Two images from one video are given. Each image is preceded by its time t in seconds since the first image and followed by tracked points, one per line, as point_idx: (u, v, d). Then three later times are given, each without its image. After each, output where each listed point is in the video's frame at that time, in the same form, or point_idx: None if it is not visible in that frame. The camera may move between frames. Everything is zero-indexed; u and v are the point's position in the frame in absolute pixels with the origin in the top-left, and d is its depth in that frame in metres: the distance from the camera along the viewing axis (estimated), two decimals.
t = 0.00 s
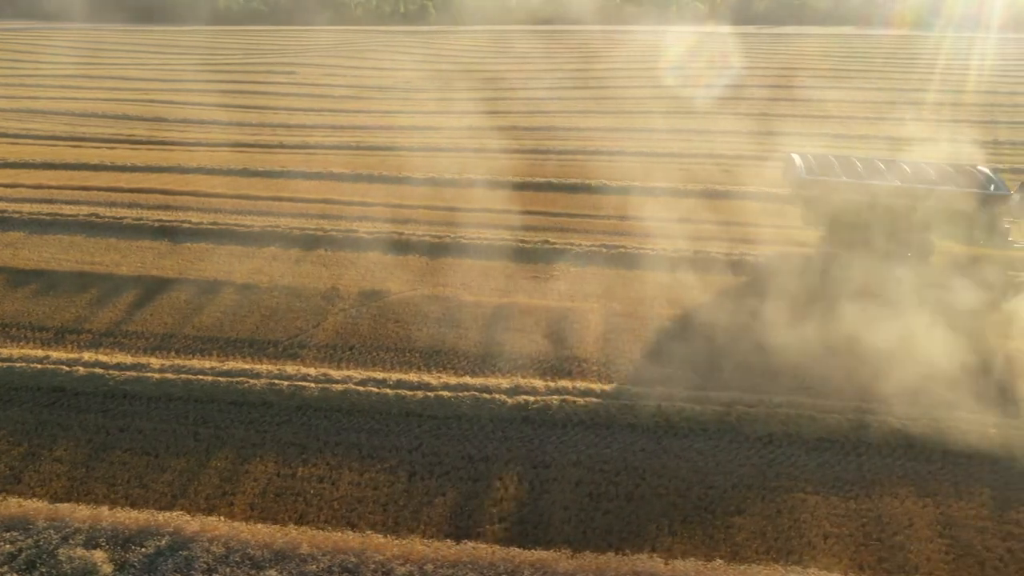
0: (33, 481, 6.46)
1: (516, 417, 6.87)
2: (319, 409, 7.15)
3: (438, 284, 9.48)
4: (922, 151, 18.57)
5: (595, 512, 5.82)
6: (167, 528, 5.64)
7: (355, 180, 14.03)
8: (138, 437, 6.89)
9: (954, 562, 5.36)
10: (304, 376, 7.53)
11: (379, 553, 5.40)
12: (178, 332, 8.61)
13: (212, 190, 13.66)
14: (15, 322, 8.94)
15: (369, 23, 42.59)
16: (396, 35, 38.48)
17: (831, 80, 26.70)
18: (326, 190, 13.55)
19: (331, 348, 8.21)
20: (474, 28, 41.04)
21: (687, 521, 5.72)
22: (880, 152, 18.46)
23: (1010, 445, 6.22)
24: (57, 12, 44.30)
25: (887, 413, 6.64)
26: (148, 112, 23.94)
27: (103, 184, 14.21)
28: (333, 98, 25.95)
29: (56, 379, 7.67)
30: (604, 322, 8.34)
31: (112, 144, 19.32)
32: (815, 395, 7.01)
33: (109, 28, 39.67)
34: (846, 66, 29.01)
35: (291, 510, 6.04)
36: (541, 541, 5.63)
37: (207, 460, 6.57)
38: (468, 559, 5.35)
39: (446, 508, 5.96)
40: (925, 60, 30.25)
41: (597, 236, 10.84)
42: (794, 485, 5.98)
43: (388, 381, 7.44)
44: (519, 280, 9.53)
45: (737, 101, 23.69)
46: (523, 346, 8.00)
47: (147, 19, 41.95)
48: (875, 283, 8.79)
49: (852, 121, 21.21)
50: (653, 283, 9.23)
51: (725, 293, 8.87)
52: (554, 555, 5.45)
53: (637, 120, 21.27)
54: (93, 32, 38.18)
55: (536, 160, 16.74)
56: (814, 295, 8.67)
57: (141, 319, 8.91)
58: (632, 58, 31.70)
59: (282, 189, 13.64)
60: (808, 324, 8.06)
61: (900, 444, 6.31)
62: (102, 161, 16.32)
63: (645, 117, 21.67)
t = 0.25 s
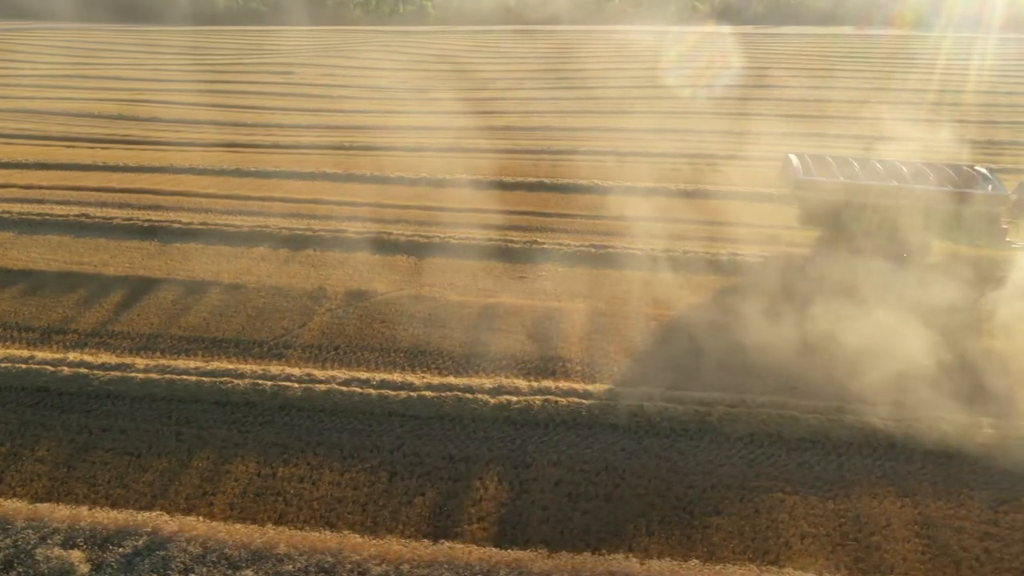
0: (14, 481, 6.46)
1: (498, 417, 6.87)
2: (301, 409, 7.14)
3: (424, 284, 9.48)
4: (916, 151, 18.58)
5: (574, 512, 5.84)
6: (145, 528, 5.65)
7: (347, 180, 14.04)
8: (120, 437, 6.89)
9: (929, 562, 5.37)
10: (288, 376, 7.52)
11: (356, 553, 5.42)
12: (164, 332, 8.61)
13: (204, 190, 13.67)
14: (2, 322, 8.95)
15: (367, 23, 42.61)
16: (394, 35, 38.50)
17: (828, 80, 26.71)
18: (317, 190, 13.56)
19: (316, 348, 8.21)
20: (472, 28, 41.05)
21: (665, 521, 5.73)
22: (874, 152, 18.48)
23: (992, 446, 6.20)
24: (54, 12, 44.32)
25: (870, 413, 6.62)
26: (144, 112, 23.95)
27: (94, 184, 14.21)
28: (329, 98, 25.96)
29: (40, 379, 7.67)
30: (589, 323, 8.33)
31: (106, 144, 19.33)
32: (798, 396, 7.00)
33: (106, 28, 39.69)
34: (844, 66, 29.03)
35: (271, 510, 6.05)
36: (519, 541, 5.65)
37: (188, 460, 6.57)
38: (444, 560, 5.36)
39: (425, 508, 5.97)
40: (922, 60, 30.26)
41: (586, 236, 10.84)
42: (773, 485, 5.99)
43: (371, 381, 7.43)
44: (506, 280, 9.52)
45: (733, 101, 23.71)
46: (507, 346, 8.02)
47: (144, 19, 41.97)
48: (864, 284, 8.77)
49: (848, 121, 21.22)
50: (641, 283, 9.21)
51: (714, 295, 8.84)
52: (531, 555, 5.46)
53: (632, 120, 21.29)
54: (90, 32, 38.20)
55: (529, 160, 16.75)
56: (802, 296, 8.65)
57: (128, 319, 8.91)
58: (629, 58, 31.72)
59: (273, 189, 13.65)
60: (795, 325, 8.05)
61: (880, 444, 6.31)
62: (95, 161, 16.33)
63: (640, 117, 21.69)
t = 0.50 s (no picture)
0: None
1: (479, 417, 6.86)
2: (283, 409, 7.13)
3: (411, 285, 9.48)
4: (911, 151, 18.60)
5: (551, 512, 5.84)
6: (122, 528, 5.65)
7: (338, 180, 14.05)
8: (101, 437, 6.88)
9: (904, 562, 5.37)
10: (271, 376, 7.51)
11: (331, 553, 5.43)
12: (149, 332, 8.61)
13: (195, 190, 13.68)
14: None
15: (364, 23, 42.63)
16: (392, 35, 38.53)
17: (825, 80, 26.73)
18: (308, 189, 13.57)
19: (300, 348, 8.21)
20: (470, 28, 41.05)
21: (642, 521, 5.74)
22: (869, 152, 18.50)
23: (971, 445, 6.20)
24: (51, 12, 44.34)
25: (851, 413, 6.62)
26: (138, 112, 23.96)
27: (85, 184, 14.22)
28: (324, 98, 25.98)
29: (23, 379, 7.66)
30: (574, 323, 8.33)
31: (100, 144, 19.35)
32: (780, 396, 7.00)
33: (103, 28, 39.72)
34: (842, 66, 29.04)
35: (249, 510, 6.06)
36: (495, 541, 5.65)
37: (168, 460, 6.58)
38: (419, 560, 5.37)
39: (402, 508, 5.97)
40: (921, 60, 30.26)
41: (574, 236, 10.84)
42: (751, 485, 5.99)
43: (354, 381, 7.41)
44: (492, 280, 9.52)
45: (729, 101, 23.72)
46: (491, 346, 8.02)
47: (142, 19, 41.99)
48: (850, 285, 8.77)
49: (844, 121, 21.23)
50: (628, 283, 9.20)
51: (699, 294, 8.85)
52: (506, 555, 5.46)
53: (627, 120, 21.31)
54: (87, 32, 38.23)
55: (522, 160, 16.76)
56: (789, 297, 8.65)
57: (113, 320, 8.91)
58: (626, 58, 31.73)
59: (264, 189, 13.66)
60: (780, 325, 8.06)
61: (860, 444, 6.31)
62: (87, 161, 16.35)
63: (636, 117, 21.69)
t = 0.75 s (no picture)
0: None
1: (459, 417, 6.85)
2: (265, 409, 7.13)
3: (396, 285, 9.48)
4: (905, 150, 18.60)
5: (527, 512, 5.85)
6: (98, 528, 5.66)
7: (329, 180, 14.05)
8: (82, 438, 6.88)
9: (878, 562, 5.38)
10: (254, 376, 7.50)
11: (305, 553, 5.45)
12: (133, 332, 8.60)
13: (185, 190, 13.70)
14: None
15: (362, 23, 42.62)
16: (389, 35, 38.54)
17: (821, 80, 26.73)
18: (298, 189, 13.57)
19: (284, 348, 8.22)
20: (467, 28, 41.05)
21: (618, 521, 5.75)
22: (862, 152, 18.51)
23: (949, 445, 6.21)
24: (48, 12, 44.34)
25: (832, 412, 6.61)
26: (133, 112, 23.97)
27: (76, 185, 14.23)
28: (319, 98, 26.00)
29: (5, 379, 7.65)
30: (557, 323, 8.33)
31: (93, 144, 19.36)
32: (761, 396, 7.01)
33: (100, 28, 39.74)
34: (839, 66, 29.03)
35: (227, 510, 6.06)
36: (470, 541, 5.66)
37: (148, 460, 6.58)
38: (393, 560, 5.38)
39: (380, 508, 5.98)
40: (918, 60, 30.27)
41: (561, 236, 10.84)
42: (728, 485, 5.99)
43: (336, 381, 7.40)
44: (478, 280, 9.51)
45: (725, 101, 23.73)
46: (474, 346, 8.02)
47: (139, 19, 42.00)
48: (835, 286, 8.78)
49: (839, 121, 21.24)
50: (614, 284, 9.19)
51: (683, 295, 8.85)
52: (480, 555, 5.48)
53: (622, 120, 21.31)
54: (83, 32, 38.25)
55: (515, 160, 16.77)
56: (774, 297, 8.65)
57: (98, 320, 8.91)
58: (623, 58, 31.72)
59: (254, 189, 13.66)
60: (764, 324, 8.06)
61: (839, 443, 6.31)
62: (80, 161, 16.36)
63: (631, 117, 21.70)
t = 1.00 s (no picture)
0: None
1: (439, 417, 6.85)
2: (245, 409, 7.12)
3: (381, 285, 9.48)
4: (900, 151, 18.61)
5: (503, 512, 5.86)
6: (74, 528, 5.66)
7: (320, 180, 14.05)
8: (62, 437, 6.88)
9: (851, 562, 5.40)
10: (236, 375, 7.49)
11: (280, 553, 5.46)
12: (117, 333, 8.59)
13: (176, 190, 13.70)
14: None
15: (360, 23, 42.63)
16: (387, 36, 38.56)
17: (818, 80, 26.73)
18: (288, 189, 13.58)
19: (267, 348, 8.22)
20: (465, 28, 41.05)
21: (593, 521, 5.75)
22: (857, 152, 18.51)
23: (926, 444, 6.20)
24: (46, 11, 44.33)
25: (811, 412, 6.61)
26: (127, 112, 23.97)
27: (67, 185, 14.23)
28: (315, 98, 26.01)
29: None
30: (540, 323, 8.32)
31: (86, 144, 19.36)
32: (741, 395, 7.01)
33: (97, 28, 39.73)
34: (836, 66, 29.03)
35: (204, 510, 6.07)
36: (445, 540, 5.67)
37: (127, 460, 6.58)
38: (367, 561, 5.39)
39: (356, 507, 5.98)
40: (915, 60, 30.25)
41: (549, 236, 10.84)
42: (705, 485, 5.99)
43: (318, 381, 7.40)
44: (463, 280, 9.51)
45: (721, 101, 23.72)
46: (458, 347, 8.01)
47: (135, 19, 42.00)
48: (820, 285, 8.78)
49: (835, 121, 21.24)
50: (599, 283, 9.18)
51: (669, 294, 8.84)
52: (454, 555, 5.49)
53: (616, 120, 21.31)
54: (80, 32, 38.24)
55: (508, 160, 16.78)
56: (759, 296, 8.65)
57: (82, 320, 8.91)
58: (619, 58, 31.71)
59: (244, 189, 13.66)
60: (747, 323, 8.06)
61: (817, 443, 6.30)
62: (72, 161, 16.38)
63: (626, 117, 21.70)
